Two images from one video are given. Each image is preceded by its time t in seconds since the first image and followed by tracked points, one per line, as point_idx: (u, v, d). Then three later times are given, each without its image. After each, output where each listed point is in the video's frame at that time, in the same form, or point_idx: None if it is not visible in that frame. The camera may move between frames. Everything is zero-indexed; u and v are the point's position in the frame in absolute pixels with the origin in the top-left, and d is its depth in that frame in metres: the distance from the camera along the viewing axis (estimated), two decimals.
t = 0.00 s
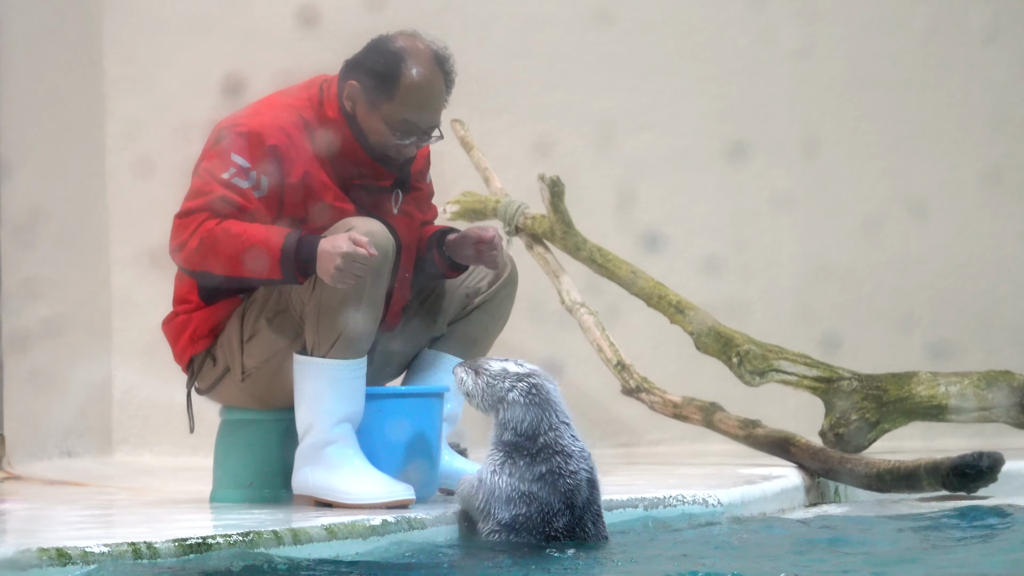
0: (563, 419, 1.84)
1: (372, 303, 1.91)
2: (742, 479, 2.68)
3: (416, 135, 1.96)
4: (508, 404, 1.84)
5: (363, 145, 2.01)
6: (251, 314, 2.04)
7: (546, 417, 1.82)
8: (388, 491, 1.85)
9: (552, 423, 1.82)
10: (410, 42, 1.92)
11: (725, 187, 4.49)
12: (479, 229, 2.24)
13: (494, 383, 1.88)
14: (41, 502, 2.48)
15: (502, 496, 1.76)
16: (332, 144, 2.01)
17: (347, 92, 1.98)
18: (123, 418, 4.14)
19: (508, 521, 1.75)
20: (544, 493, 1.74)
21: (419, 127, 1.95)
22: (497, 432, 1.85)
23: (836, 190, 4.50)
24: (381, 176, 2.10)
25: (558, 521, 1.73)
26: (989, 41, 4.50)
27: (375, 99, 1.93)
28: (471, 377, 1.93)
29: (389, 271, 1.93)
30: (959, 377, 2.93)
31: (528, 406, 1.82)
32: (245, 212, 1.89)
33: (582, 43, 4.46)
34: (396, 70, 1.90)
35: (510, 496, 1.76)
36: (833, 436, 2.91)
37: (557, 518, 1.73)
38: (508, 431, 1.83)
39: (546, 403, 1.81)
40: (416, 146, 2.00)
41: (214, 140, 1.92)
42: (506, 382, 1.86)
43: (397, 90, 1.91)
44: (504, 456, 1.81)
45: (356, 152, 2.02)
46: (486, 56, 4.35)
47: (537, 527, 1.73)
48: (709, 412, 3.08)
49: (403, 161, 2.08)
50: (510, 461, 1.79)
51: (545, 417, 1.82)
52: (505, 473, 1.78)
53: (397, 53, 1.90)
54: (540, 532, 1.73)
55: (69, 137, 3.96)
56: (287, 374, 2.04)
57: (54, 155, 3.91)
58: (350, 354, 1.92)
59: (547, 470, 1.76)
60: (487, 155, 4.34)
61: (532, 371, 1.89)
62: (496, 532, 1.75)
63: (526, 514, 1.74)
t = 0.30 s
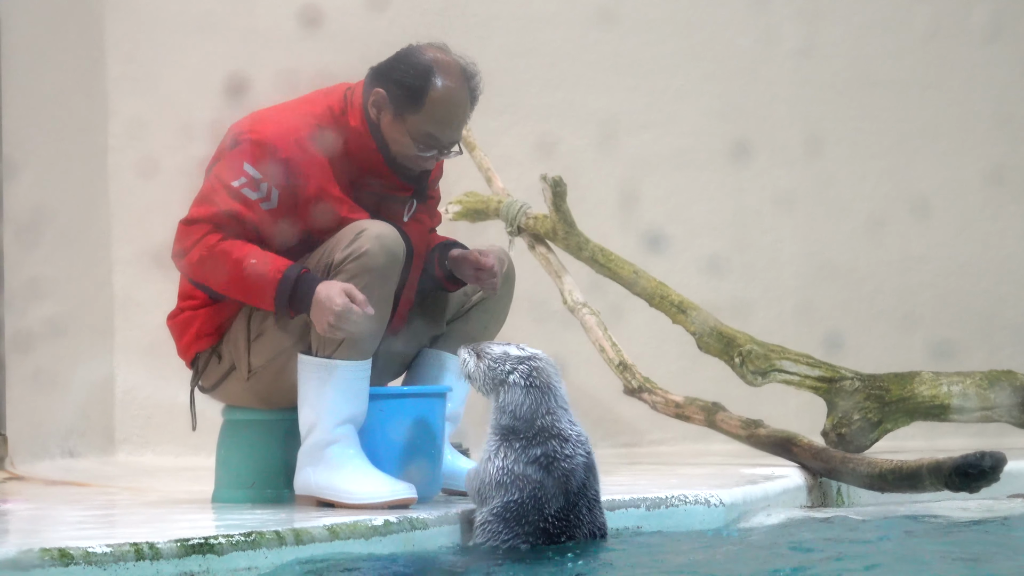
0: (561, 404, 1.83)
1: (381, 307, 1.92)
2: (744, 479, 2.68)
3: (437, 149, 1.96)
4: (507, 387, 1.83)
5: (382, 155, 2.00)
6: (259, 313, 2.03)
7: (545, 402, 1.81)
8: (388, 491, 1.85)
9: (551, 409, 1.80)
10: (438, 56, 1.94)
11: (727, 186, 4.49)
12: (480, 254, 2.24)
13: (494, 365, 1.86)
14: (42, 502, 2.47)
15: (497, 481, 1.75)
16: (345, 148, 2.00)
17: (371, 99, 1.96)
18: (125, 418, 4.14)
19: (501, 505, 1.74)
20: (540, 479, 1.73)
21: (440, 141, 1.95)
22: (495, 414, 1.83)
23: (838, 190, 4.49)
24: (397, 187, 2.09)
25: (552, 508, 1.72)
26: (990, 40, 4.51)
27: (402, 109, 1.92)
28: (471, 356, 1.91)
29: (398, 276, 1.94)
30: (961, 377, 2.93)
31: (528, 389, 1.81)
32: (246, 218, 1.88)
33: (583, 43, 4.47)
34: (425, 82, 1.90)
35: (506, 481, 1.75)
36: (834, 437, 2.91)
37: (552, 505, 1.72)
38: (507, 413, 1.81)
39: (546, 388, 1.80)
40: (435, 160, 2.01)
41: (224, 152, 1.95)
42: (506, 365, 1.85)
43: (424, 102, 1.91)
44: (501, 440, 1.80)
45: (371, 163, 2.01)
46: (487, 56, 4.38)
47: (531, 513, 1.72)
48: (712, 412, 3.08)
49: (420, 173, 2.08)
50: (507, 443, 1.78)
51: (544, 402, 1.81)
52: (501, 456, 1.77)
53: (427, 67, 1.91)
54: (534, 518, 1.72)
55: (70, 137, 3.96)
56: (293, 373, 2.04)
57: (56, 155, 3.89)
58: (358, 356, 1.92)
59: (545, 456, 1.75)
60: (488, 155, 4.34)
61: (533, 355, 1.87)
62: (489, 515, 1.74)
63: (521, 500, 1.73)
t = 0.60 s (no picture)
0: (551, 399, 1.88)
1: (395, 307, 1.93)
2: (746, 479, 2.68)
3: (460, 152, 1.98)
4: (495, 391, 1.91)
5: (403, 157, 1.99)
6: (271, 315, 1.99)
7: (534, 399, 1.86)
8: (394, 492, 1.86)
9: (541, 404, 1.85)
10: (464, 61, 1.93)
11: (728, 186, 4.49)
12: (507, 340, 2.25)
13: (478, 375, 1.95)
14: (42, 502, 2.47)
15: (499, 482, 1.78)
16: (367, 150, 1.98)
17: (396, 103, 1.95)
18: (126, 418, 4.15)
19: (509, 506, 1.75)
20: (543, 473, 1.75)
21: (464, 146, 1.96)
22: (488, 420, 1.89)
23: (839, 190, 4.49)
24: (421, 194, 2.10)
25: (559, 501, 1.73)
26: (992, 39, 4.51)
27: (428, 114, 1.92)
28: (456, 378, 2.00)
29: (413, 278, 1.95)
30: (963, 377, 2.93)
31: (514, 386, 1.89)
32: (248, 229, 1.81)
33: (584, 43, 4.47)
34: (451, 87, 1.90)
35: (510, 481, 1.77)
36: (836, 436, 2.92)
37: (558, 498, 1.73)
38: (499, 415, 1.87)
39: (532, 383, 1.87)
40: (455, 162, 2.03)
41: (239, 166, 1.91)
42: (489, 371, 1.93)
43: (451, 107, 1.91)
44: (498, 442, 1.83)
45: (393, 165, 2.00)
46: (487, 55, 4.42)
47: (540, 508, 1.73)
48: (714, 412, 3.08)
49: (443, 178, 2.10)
50: (505, 444, 1.82)
51: (533, 398, 1.87)
52: (500, 457, 1.80)
53: (453, 71, 1.91)
54: (543, 515, 1.73)
55: (71, 137, 3.96)
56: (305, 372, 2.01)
57: (57, 154, 3.89)
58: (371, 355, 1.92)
59: (543, 449, 1.78)
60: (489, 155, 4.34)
61: (518, 358, 1.96)
62: (498, 518, 1.76)
63: (528, 497, 1.74)
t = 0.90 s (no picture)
0: (534, 402, 1.93)
1: (381, 305, 1.92)
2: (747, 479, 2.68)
3: (446, 159, 1.96)
4: (480, 391, 1.95)
5: (394, 161, 1.97)
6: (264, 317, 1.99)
7: (518, 400, 1.92)
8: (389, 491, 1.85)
9: (525, 404, 1.91)
10: (457, 65, 1.91)
11: (730, 186, 4.49)
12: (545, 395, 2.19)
13: (465, 375, 1.99)
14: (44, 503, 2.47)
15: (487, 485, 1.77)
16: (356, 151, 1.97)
17: (386, 104, 1.93)
18: (128, 418, 4.16)
19: (499, 507, 1.74)
20: (532, 467, 1.77)
21: (450, 152, 1.94)
22: (472, 418, 1.92)
23: (841, 189, 4.49)
24: (412, 196, 2.06)
25: (552, 498, 1.73)
26: (995, 39, 4.50)
27: (418, 116, 1.90)
28: (444, 374, 2.04)
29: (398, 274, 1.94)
30: (964, 377, 2.93)
31: (499, 387, 1.94)
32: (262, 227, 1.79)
33: (586, 43, 4.48)
34: (442, 91, 1.88)
35: (499, 478, 1.77)
36: (838, 436, 2.92)
37: (550, 494, 1.73)
38: (483, 413, 1.91)
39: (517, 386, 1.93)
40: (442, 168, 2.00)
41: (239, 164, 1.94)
42: (476, 372, 1.98)
43: (442, 111, 1.88)
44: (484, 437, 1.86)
45: (383, 169, 1.98)
46: (489, 56, 4.44)
47: (530, 503, 1.73)
48: (715, 412, 3.08)
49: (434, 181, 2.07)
50: (493, 441, 1.82)
51: (517, 398, 1.92)
52: (490, 452, 1.81)
53: (444, 75, 1.89)
54: (534, 510, 1.72)
55: (73, 137, 3.97)
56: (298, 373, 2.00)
57: (59, 154, 3.89)
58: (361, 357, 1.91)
59: (532, 445, 1.79)
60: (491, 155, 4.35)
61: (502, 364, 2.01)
62: (491, 524, 1.74)
63: (518, 493, 1.75)
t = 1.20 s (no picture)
0: (539, 401, 1.91)
1: (387, 305, 1.92)
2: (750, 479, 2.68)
3: (450, 157, 1.95)
4: (488, 381, 1.92)
5: (398, 158, 1.97)
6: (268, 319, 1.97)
7: (524, 398, 1.89)
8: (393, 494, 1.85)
9: (530, 404, 1.88)
10: (461, 64, 1.90)
11: (733, 186, 4.49)
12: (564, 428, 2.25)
13: (478, 361, 1.97)
14: (48, 502, 2.47)
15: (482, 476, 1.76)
16: (362, 150, 1.97)
17: (390, 101, 1.94)
18: (131, 418, 4.16)
19: (494, 505, 1.73)
20: (527, 468, 1.75)
21: (453, 150, 1.93)
22: (477, 410, 1.90)
23: (843, 189, 4.49)
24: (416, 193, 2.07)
25: (543, 498, 1.73)
26: (997, 39, 4.50)
27: (420, 113, 1.90)
28: (457, 349, 2.04)
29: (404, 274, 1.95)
30: (967, 377, 2.92)
31: (509, 381, 1.91)
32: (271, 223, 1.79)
33: (589, 43, 4.48)
34: (444, 89, 1.87)
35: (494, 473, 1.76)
36: (840, 437, 2.92)
37: (542, 495, 1.73)
38: (488, 407, 1.89)
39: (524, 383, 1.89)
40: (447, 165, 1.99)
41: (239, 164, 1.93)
42: (489, 362, 1.95)
43: (443, 109, 1.88)
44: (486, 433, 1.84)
45: (388, 167, 1.99)
46: (491, 56, 4.44)
47: (522, 504, 1.72)
48: (718, 413, 3.08)
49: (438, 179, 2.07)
50: (493, 438, 1.81)
51: (522, 396, 1.89)
52: (489, 449, 1.79)
53: (447, 73, 1.88)
54: (524, 510, 1.72)
55: (76, 137, 3.97)
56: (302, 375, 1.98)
57: (62, 154, 3.89)
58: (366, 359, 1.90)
59: (530, 445, 1.78)
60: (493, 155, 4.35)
61: (514, 355, 1.98)
62: (483, 522, 1.73)
63: (511, 492, 1.74)
